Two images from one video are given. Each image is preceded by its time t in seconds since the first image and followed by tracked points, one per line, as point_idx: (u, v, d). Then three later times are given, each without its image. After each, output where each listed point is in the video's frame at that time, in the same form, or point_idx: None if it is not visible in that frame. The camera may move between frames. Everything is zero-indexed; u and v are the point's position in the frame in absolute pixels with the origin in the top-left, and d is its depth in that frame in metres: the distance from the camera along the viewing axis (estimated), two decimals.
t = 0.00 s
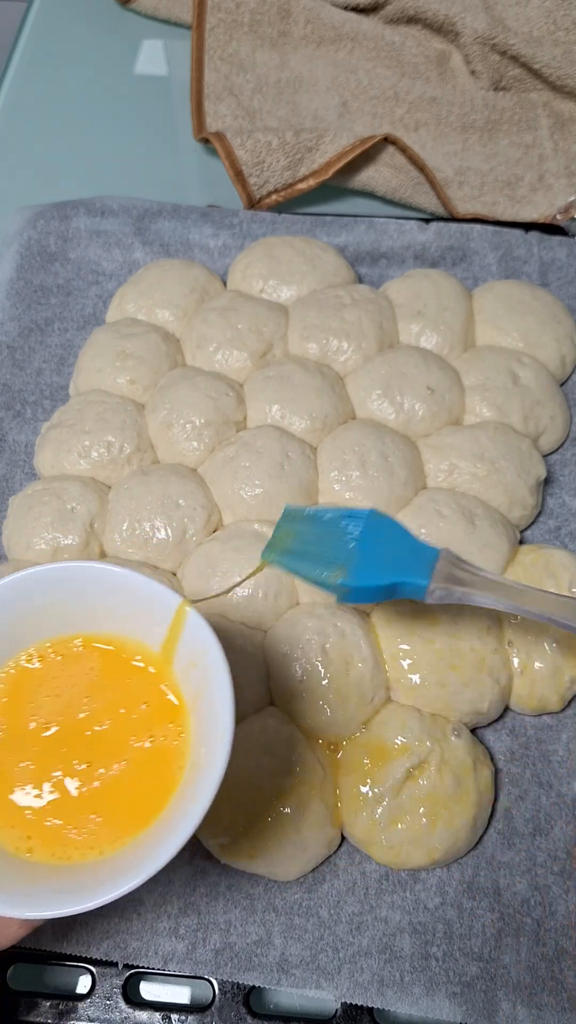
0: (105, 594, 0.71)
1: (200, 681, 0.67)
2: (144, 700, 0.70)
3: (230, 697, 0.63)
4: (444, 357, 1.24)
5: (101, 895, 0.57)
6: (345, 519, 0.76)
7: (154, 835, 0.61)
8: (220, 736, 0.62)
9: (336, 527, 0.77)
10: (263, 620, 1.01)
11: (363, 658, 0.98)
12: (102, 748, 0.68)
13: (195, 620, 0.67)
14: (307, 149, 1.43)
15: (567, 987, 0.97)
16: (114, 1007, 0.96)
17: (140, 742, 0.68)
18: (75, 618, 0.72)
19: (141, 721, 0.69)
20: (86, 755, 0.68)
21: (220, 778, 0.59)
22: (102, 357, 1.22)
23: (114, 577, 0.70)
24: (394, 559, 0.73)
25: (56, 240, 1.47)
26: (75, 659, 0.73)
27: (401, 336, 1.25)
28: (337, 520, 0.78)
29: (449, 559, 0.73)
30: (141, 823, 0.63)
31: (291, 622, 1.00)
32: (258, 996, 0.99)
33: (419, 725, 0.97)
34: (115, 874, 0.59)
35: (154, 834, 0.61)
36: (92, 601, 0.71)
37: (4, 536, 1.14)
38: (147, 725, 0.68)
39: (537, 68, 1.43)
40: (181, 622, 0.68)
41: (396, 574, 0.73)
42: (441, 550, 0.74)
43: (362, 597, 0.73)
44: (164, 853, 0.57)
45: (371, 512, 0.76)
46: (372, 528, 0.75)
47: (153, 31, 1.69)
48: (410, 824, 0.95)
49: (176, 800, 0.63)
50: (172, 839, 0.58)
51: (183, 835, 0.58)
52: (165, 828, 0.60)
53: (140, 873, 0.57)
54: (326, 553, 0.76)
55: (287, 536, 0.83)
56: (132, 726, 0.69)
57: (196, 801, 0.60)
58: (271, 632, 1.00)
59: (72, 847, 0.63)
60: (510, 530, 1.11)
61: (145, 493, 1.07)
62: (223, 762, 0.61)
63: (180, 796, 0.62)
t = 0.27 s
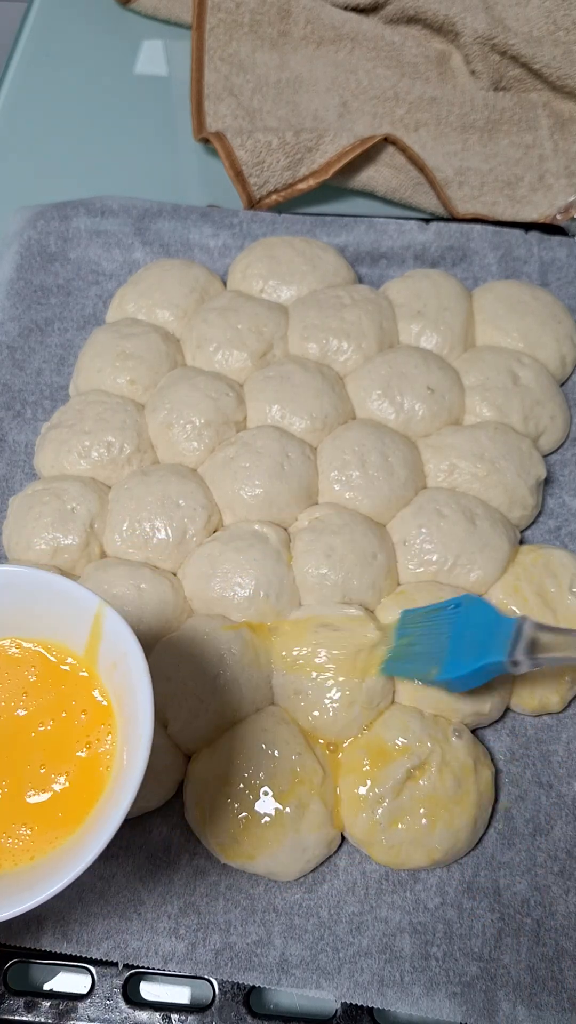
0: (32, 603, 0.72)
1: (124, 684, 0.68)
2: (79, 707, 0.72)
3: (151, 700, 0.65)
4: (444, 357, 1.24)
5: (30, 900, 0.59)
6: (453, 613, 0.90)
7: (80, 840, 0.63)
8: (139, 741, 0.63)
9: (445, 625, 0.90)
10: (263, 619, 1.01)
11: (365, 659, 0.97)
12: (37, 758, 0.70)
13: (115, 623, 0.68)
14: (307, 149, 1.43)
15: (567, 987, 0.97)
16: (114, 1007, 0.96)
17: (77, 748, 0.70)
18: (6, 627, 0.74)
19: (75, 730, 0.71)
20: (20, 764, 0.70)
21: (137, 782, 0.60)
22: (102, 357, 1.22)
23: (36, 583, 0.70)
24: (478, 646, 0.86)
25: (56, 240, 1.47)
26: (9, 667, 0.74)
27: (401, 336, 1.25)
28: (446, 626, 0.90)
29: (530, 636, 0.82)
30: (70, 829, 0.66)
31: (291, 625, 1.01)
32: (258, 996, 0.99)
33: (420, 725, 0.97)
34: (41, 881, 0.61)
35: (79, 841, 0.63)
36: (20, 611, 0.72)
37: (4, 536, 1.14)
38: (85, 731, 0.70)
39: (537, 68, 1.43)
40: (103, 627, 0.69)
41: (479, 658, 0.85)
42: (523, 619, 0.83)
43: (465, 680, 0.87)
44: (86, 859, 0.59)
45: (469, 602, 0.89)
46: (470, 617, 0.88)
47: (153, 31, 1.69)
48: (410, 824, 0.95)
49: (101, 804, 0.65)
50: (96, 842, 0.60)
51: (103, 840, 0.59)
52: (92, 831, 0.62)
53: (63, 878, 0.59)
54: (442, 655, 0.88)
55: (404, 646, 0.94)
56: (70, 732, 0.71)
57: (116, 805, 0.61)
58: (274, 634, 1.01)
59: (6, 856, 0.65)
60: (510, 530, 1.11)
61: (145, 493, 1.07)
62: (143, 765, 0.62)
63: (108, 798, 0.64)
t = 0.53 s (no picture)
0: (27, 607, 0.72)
1: (119, 687, 0.68)
2: (76, 709, 0.73)
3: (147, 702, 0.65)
4: (444, 357, 1.24)
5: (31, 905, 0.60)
6: (339, 650, 0.92)
7: (77, 847, 0.64)
8: (134, 746, 0.63)
9: (341, 662, 0.91)
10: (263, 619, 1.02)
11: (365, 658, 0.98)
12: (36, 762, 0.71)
13: (109, 626, 0.68)
14: (307, 149, 1.43)
15: (567, 987, 0.97)
16: (114, 1007, 0.96)
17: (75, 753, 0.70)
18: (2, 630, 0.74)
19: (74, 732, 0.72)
20: (19, 768, 0.71)
21: (134, 786, 0.60)
22: (102, 357, 1.22)
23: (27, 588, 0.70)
24: (368, 688, 0.88)
25: (56, 240, 1.47)
26: (7, 669, 0.75)
27: (400, 336, 1.25)
28: (345, 663, 0.91)
29: (412, 663, 0.84)
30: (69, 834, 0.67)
31: (290, 625, 1.01)
32: (258, 996, 0.99)
33: (420, 725, 0.97)
34: (38, 888, 0.62)
35: (76, 847, 0.64)
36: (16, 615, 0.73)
37: (3, 536, 1.14)
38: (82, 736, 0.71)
39: (537, 68, 1.43)
40: (98, 631, 0.69)
41: (370, 698, 0.88)
42: (403, 649, 0.86)
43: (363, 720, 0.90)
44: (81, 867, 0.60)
45: (358, 640, 0.92)
46: (359, 656, 0.90)
47: (153, 31, 1.69)
48: (410, 824, 0.95)
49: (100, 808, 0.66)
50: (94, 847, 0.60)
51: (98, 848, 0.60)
52: (90, 835, 0.62)
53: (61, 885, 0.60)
54: (343, 699, 0.90)
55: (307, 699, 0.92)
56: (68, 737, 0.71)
57: (112, 812, 0.62)
58: (274, 635, 1.01)
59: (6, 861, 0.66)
60: (510, 530, 1.11)
61: (145, 493, 1.07)
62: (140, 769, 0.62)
63: (105, 801, 0.64)
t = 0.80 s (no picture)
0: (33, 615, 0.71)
1: (126, 699, 0.67)
2: (81, 719, 0.72)
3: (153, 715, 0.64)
4: (444, 357, 1.24)
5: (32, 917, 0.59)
6: (387, 571, 0.87)
7: (79, 859, 0.63)
8: (140, 759, 0.63)
9: (382, 579, 0.87)
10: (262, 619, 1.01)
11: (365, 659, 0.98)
12: (38, 770, 0.71)
13: (117, 636, 0.67)
14: (307, 149, 1.43)
15: (567, 987, 0.97)
16: (114, 1007, 0.96)
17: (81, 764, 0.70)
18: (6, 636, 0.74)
19: (78, 741, 0.71)
20: (20, 776, 0.70)
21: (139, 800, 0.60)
22: (102, 357, 1.22)
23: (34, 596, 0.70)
24: (415, 602, 0.83)
25: (56, 240, 1.47)
26: (9, 676, 0.75)
27: (400, 336, 1.25)
28: (383, 580, 0.87)
29: (472, 589, 0.80)
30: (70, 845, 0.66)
31: (290, 624, 1.01)
32: (258, 996, 0.99)
33: (420, 725, 0.97)
34: (39, 900, 0.61)
35: (78, 859, 0.63)
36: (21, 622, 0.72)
37: (3, 536, 1.14)
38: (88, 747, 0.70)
39: (537, 68, 1.43)
40: (103, 641, 0.69)
41: (417, 614, 0.82)
42: (464, 574, 0.81)
43: (395, 641, 0.86)
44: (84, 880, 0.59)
45: (404, 556, 0.87)
46: (408, 573, 0.85)
47: (153, 31, 1.69)
48: (410, 824, 0.95)
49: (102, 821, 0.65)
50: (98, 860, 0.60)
51: (101, 862, 0.59)
52: (94, 848, 0.62)
53: (63, 899, 0.59)
54: (377, 610, 0.86)
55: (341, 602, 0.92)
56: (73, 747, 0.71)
57: (115, 825, 0.61)
58: (273, 635, 1.01)
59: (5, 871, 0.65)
60: (510, 530, 1.11)
61: (145, 493, 1.07)
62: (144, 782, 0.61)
63: (109, 814, 0.64)
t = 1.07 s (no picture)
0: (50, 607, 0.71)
1: (136, 695, 0.67)
2: (94, 714, 0.72)
3: (164, 715, 0.63)
4: (444, 357, 1.24)
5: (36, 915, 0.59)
6: (444, 569, 0.92)
7: (85, 858, 0.62)
8: (148, 760, 0.62)
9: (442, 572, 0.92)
10: (262, 619, 1.01)
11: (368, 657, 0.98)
12: (50, 763, 0.70)
13: (129, 632, 0.66)
14: (307, 150, 1.43)
15: (567, 987, 0.97)
16: (114, 1007, 0.96)
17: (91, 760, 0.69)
18: (26, 625, 0.74)
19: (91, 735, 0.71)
20: (33, 768, 0.70)
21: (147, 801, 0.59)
22: (102, 357, 1.22)
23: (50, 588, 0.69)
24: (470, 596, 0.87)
25: (56, 240, 1.47)
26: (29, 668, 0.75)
27: (401, 336, 1.25)
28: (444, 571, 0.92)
29: (527, 589, 0.83)
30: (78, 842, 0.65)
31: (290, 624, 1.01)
32: (258, 996, 0.99)
33: (420, 725, 0.97)
34: (46, 898, 0.60)
35: (85, 858, 0.62)
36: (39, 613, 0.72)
37: (3, 536, 1.14)
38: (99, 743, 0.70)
39: (537, 68, 1.43)
40: (115, 635, 0.68)
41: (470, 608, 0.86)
42: (519, 574, 0.85)
43: (442, 633, 0.91)
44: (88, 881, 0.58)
45: (462, 553, 0.92)
46: (466, 565, 0.90)
47: (153, 31, 1.69)
48: (410, 824, 0.95)
49: (109, 819, 0.64)
50: (104, 860, 0.59)
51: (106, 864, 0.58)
52: (101, 846, 0.61)
53: (66, 899, 0.59)
54: (435, 602, 0.90)
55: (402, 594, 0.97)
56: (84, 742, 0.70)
57: (122, 826, 0.60)
58: (273, 635, 1.01)
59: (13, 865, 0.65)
60: (510, 530, 1.11)
61: (145, 493, 1.07)
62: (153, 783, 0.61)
63: (117, 812, 0.63)
